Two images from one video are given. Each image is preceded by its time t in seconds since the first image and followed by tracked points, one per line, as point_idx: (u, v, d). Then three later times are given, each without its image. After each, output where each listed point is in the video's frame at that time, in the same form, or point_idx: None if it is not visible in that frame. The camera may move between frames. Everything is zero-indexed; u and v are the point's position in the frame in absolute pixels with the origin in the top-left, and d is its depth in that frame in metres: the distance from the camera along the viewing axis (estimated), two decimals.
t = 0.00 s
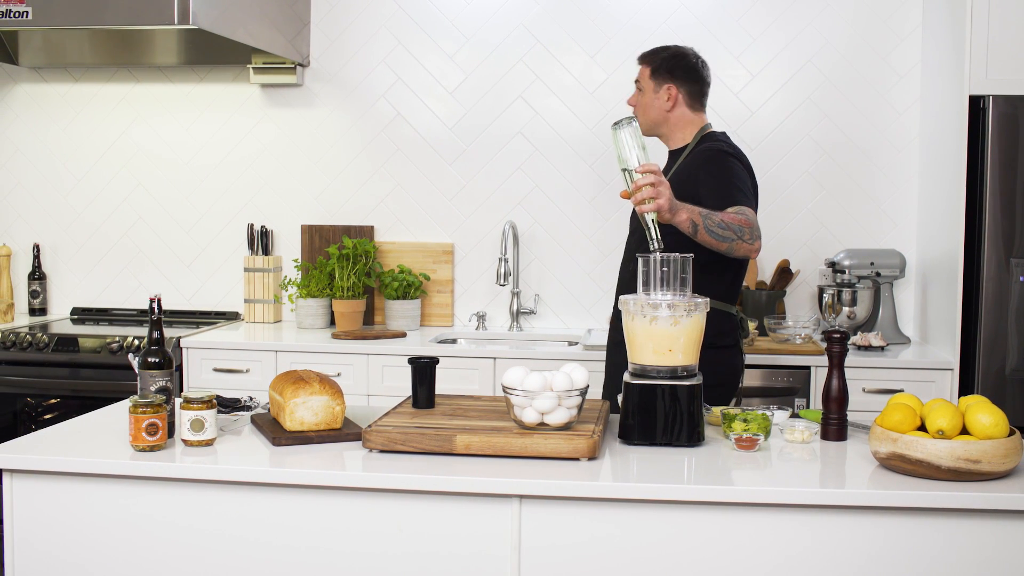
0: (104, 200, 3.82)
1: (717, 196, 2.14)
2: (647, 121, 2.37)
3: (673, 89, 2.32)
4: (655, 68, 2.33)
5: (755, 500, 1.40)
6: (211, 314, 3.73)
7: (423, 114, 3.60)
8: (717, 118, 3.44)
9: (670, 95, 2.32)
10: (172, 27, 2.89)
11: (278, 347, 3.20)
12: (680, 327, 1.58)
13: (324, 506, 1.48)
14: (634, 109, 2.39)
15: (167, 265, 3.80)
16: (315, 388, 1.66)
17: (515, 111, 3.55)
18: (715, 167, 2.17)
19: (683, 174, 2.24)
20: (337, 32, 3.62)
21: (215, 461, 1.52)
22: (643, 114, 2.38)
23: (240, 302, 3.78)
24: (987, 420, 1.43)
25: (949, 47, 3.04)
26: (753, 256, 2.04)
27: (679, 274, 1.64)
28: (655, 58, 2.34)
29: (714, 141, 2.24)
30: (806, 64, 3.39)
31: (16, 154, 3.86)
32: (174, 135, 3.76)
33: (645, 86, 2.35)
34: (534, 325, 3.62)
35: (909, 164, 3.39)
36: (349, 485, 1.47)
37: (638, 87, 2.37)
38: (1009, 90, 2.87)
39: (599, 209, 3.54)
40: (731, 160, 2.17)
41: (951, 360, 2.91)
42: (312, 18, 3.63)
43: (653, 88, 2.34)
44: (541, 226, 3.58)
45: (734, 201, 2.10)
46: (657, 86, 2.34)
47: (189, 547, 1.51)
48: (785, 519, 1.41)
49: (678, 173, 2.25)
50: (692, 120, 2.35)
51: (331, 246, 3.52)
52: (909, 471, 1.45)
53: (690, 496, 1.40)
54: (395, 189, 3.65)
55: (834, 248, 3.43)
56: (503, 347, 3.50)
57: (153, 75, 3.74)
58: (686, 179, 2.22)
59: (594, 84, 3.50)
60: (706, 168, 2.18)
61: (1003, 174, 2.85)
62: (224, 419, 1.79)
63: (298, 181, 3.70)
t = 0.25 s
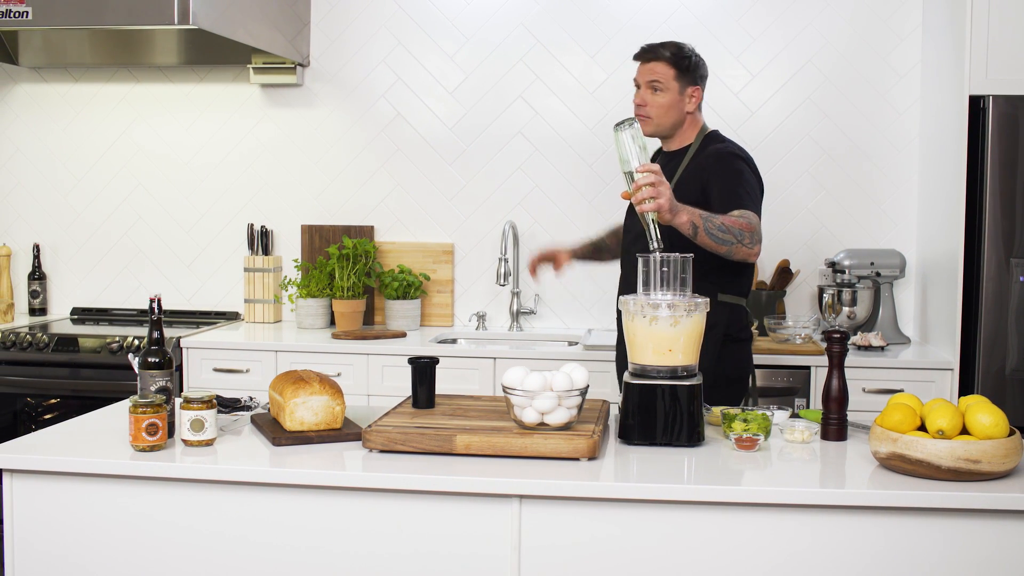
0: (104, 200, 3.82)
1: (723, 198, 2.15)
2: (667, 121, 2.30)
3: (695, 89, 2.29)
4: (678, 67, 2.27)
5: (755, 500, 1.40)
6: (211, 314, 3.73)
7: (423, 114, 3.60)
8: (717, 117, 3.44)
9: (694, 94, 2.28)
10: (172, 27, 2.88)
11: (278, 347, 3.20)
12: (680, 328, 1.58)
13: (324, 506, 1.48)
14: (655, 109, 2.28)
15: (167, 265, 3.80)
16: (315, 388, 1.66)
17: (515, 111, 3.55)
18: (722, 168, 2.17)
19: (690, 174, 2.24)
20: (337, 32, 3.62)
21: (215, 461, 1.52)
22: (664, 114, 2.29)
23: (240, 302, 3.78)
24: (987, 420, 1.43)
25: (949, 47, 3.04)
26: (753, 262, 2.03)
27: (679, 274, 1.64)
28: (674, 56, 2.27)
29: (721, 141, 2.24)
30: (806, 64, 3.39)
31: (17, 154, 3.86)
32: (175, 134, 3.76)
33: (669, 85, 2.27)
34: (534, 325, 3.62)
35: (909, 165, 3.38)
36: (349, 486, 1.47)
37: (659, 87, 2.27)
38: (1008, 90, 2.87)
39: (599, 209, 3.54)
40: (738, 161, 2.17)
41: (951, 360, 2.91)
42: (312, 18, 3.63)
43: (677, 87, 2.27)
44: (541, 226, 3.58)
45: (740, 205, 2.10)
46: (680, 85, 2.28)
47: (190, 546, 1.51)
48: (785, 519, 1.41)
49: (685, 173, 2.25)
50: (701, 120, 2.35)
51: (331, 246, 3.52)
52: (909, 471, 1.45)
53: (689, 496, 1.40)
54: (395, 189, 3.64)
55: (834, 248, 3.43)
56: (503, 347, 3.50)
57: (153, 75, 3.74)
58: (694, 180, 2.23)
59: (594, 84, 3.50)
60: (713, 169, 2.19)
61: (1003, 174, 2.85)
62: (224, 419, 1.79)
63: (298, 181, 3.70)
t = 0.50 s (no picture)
0: (104, 200, 3.82)
1: (735, 203, 2.15)
2: (699, 127, 2.24)
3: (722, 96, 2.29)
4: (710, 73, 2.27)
5: (755, 500, 1.40)
6: (211, 314, 3.73)
7: (424, 115, 3.60)
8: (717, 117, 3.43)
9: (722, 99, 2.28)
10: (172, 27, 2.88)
11: (278, 347, 3.20)
12: (680, 328, 1.58)
13: (324, 506, 1.48)
14: (689, 117, 2.24)
15: (167, 265, 3.80)
16: (315, 388, 1.66)
17: (515, 111, 3.55)
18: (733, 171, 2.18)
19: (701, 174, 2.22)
20: (337, 32, 3.62)
21: (215, 462, 1.52)
22: (696, 120, 2.25)
23: (240, 302, 3.78)
24: (987, 420, 1.43)
25: (949, 47, 3.04)
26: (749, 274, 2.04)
27: (679, 274, 1.64)
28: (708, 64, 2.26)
29: (734, 145, 2.23)
30: (807, 65, 3.39)
31: (17, 154, 3.86)
32: (175, 134, 3.75)
33: (704, 93, 2.26)
34: (534, 325, 3.62)
35: (909, 165, 3.38)
36: (349, 486, 1.47)
37: (695, 94, 2.26)
38: (1008, 90, 2.87)
39: (599, 208, 3.54)
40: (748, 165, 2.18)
41: (951, 360, 2.91)
42: (312, 18, 3.63)
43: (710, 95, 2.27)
44: (541, 226, 3.58)
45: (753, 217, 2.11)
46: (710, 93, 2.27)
47: (190, 547, 1.51)
48: (785, 520, 1.41)
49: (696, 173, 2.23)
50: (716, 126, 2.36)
51: (331, 246, 3.52)
52: (909, 471, 1.45)
53: (689, 496, 1.40)
54: (395, 189, 3.65)
55: (834, 248, 3.43)
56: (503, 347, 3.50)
57: (153, 75, 3.74)
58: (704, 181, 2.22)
59: (594, 84, 3.50)
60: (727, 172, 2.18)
61: (1003, 174, 2.85)
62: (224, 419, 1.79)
63: (298, 182, 3.70)
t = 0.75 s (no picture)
0: (104, 200, 3.82)
1: (741, 212, 2.16)
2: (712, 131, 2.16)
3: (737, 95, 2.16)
4: (729, 71, 2.09)
5: (755, 500, 1.40)
6: (211, 314, 3.73)
7: (424, 114, 3.60)
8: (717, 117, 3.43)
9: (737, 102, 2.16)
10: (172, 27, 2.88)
11: (278, 347, 3.20)
12: (681, 328, 1.58)
13: (324, 506, 1.48)
14: (706, 121, 2.12)
15: (167, 265, 3.80)
16: (315, 388, 1.66)
17: (515, 111, 3.55)
18: (743, 182, 2.18)
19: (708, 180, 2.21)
20: (337, 32, 3.62)
21: (215, 461, 1.52)
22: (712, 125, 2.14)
23: (240, 302, 3.78)
24: (987, 420, 1.43)
25: (949, 47, 3.04)
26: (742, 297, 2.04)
27: (679, 274, 1.64)
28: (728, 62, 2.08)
29: (743, 154, 2.23)
30: (807, 65, 3.39)
31: (16, 154, 3.86)
32: (175, 134, 3.75)
33: (723, 93, 2.11)
34: (534, 325, 3.62)
35: (909, 165, 3.38)
36: (349, 486, 1.46)
37: (713, 95, 2.10)
38: (1008, 90, 2.87)
39: (599, 208, 3.54)
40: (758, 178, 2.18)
41: (951, 360, 2.91)
42: (312, 18, 3.63)
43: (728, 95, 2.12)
44: (541, 226, 3.58)
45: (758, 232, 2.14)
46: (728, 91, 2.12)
47: (190, 547, 1.51)
48: (785, 520, 1.41)
49: (703, 179, 2.22)
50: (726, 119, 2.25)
51: (331, 246, 3.52)
52: (909, 471, 1.45)
53: (689, 496, 1.40)
54: (395, 189, 3.64)
55: (834, 248, 3.43)
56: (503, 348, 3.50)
57: (153, 75, 3.74)
58: (711, 188, 2.22)
59: (594, 84, 3.50)
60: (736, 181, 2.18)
61: (1003, 174, 2.85)
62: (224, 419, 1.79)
63: (298, 182, 3.70)
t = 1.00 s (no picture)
0: (104, 200, 3.82)
1: (736, 227, 2.22)
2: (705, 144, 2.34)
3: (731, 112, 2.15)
4: (717, 93, 2.39)
5: (756, 500, 1.40)
6: (211, 314, 3.73)
7: (424, 114, 3.60)
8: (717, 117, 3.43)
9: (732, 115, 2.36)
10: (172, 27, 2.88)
11: (278, 347, 3.20)
12: (681, 328, 1.58)
13: (324, 506, 1.48)
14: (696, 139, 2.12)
15: (167, 265, 3.80)
16: (315, 388, 1.66)
17: (516, 111, 3.55)
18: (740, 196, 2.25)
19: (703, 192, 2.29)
20: (337, 31, 3.62)
21: (216, 461, 1.52)
22: (703, 138, 2.34)
23: (240, 302, 3.78)
24: (987, 420, 1.43)
25: (950, 47, 3.04)
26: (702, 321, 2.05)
27: (679, 274, 1.64)
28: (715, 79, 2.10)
29: (741, 169, 2.31)
30: (807, 65, 3.40)
31: (17, 154, 3.86)
32: (175, 134, 3.76)
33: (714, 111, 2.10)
34: (534, 325, 3.62)
35: (909, 165, 3.39)
36: (350, 486, 1.46)
37: (702, 114, 2.35)
38: (1008, 90, 2.87)
39: (599, 208, 3.54)
40: (755, 193, 2.25)
41: (951, 360, 2.91)
42: (312, 18, 3.63)
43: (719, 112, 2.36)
44: (541, 225, 3.58)
45: (751, 245, 2.21)
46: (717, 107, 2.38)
47: (191, 547, 1.51)
48: (786, 520, 1.41)
49: (699, 191, 2.29)
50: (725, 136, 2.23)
51: (331, 246, 3.52)
52: (909, 471, 1.45)
53: (689, 496, 1.40)
54: (395, 189, 3.64)
55: (834, 248, 3.43)
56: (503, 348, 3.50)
57: (152, 75, 3.74)
58: (707, 201, 2.28)
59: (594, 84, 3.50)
60: (734, 196, 2.25)
61: (1003, 174, 2.85)
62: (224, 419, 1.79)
63: (299, 182, 3.70)
